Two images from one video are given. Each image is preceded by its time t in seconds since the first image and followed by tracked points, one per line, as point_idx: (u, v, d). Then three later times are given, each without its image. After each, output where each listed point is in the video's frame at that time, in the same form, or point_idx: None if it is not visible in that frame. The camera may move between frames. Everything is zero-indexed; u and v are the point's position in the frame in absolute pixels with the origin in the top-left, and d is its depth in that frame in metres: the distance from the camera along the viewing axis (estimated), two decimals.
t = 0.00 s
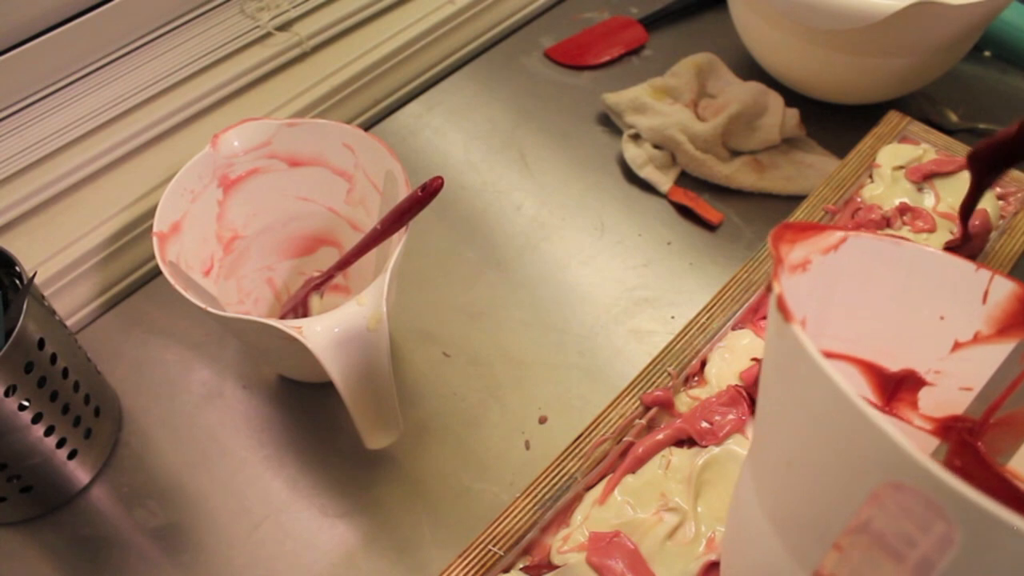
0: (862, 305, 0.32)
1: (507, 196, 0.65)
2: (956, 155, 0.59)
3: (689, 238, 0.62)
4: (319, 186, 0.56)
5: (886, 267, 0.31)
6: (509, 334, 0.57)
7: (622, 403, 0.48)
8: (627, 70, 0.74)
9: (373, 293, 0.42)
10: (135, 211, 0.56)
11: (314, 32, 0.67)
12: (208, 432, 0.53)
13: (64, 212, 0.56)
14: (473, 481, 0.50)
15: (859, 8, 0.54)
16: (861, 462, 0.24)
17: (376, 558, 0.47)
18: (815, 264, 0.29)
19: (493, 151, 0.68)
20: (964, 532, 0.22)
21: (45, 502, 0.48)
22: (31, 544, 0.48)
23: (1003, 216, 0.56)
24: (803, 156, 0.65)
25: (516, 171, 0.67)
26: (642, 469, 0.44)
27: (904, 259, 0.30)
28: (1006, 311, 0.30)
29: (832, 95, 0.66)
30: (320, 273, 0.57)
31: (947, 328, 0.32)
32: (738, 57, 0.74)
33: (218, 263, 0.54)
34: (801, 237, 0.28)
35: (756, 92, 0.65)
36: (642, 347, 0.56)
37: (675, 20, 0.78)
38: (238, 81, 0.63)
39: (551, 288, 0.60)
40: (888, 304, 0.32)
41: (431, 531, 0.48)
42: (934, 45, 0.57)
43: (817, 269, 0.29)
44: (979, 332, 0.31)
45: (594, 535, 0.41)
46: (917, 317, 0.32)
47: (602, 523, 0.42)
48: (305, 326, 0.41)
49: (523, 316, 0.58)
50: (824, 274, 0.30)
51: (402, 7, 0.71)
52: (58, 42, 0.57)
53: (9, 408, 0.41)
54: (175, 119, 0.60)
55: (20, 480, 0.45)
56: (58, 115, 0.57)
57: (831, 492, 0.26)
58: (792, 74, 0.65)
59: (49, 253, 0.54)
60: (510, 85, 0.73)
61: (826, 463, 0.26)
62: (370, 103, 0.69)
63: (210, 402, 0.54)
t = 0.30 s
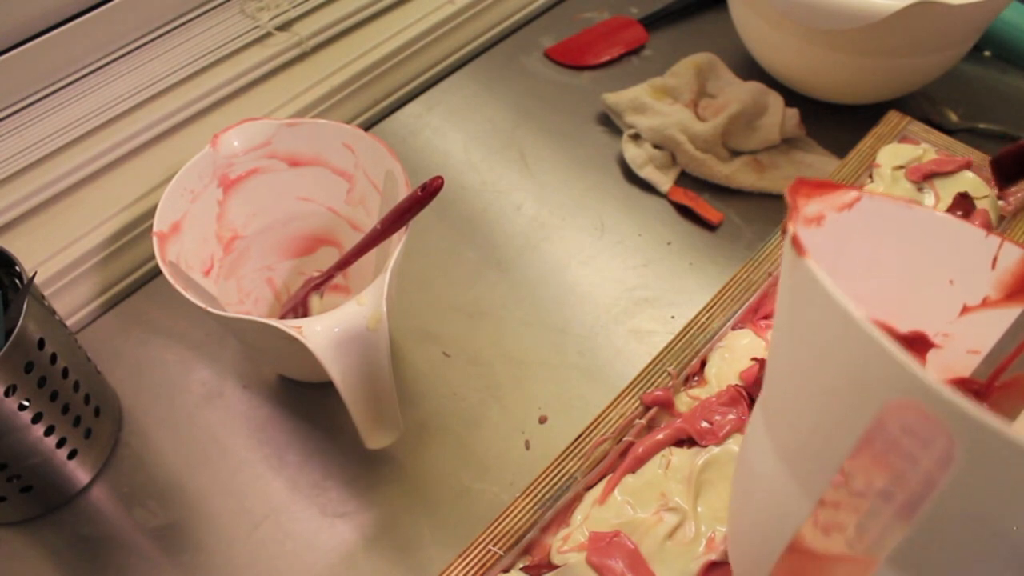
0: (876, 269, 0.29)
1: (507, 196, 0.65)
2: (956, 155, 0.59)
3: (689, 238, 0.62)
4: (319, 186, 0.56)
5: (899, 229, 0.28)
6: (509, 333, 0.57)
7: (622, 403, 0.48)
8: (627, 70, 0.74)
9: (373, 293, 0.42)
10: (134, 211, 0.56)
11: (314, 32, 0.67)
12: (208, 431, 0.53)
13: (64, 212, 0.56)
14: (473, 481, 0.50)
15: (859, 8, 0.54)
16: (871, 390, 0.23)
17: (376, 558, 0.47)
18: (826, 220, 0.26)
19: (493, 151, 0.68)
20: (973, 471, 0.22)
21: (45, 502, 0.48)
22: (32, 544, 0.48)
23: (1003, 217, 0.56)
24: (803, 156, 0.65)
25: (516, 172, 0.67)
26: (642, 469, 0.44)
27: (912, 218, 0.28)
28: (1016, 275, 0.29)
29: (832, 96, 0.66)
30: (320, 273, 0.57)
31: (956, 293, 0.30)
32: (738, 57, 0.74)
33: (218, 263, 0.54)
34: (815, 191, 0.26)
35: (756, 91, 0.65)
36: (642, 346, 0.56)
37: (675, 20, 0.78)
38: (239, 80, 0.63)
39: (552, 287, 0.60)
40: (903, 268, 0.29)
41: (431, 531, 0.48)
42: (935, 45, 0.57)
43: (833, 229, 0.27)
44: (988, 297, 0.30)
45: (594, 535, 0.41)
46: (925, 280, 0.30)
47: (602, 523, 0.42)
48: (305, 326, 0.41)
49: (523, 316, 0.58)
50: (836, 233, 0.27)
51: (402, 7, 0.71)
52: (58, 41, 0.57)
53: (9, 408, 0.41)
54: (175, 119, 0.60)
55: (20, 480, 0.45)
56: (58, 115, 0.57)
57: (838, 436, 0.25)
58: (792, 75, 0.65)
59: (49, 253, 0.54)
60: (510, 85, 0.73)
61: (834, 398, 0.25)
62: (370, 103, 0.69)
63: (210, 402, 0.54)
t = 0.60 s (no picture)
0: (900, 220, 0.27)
1: (508, 196, 0.65)
2: (956, 155, 0.59)
3: (689, 238, 0.62)
4: (319, 186, 0.56)
5: (913, 178, 0.29)
6: (509, 333, 0.57)
7: (622, 403, 0.48)
8: (627, 70, 0.74)
9: (373, 293, 0.42)
10: (134, 211, 0.56)
11: (315, 32, 0.67)
12: (208, 432, 0.53)
13: (64, 212, 0.56)
14: (473, 481, 0.50)
15: (858, 9, 0.54)
16: (886, 273, 0.25)
17: (376, 558, 0.47)
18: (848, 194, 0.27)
19: (493, 151, 0.68)
20: (982, 344, 0.23)
21: (45, 502, 0.48)
22: (32, 544, 0.48)
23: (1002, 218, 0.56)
24: (803, 156, 0.65)
25: (516, 172, 0.67)
26: (642, 469, 0.44)
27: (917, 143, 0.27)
28: None
29: (832, 96, 0.66)
30: (320, 273, 0.57)
31: (969, 244, 0.29)
32: (738, 57, 0.74)
33: (218, 263, 0.54)
34: (839, 129, 0.27)
35: (756, 91, 0.65)
36: (642, 346, 0.56)
37: (675, 20, 0.78)
38: (238, 80, 0.63)
39: (552, 288, 0.60)
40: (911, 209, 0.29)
41: (431, 531, 0.48)
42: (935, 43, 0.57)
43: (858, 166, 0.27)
44: (999, 250, 0.29)
45: (594, 535, 0.41)
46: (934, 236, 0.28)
47: (602, 523, 0.42)
48: (305, 326, 0.41)
49: (523, 316, 0.58)
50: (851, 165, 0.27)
51: (403, 7, 0.71)
52: (58, 41, 0.57)
53: (9, 408, 0.41)
54: (175, 119, 0.60)
55: (20, 480, 0.45)
56: (57, 115, 0.57)
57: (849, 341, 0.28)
58: (792, 75, 0.65)
59: (49, 253, 0.54)
60: (510, 85, 0.73)
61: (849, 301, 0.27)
62: (370, 103, 0.69)
63: (210, 402, 0.54)
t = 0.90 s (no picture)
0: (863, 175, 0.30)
1: (508, 196, 0.65)
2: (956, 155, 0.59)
3: (689, 238, 0.62)
4: (318, 186, 0.56)
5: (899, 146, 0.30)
6: (509, 333, 0.57)
7: (622, 403, 0.48)
8: (627, 70, 0.74)
9: (373, 293, 0.42)
10: (134, 211, 0.56)
11: (315, 31, 0.67)
12: (208, 432, 0.53)
13: (64, 213, 0.56)
14: (473, 481, 0.50)
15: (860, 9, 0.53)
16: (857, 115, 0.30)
17: (376, 557, 0.47)
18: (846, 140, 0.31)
19: (493, 151, 0.68)
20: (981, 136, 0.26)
21: (45, 501, 0.48)
22: (32, 544, 0.48)
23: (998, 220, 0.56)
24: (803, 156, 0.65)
25: (516, 172, 0.67)
26: (642, 469, 0.44)
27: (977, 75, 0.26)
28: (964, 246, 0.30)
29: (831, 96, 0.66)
30: (320, 272, 0.57)
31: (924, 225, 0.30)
32: (738, 57, 0.74)
33: (218, 262, 0.54)
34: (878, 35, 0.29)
35: (756, 91, 0.65)
36: (642, 346, 0.56)
37: (675, 20, 0.77)
38: (238, 80, 0.63)
39: (552, 287, 0.60)
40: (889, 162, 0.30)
41: (431, 530, 0.48)
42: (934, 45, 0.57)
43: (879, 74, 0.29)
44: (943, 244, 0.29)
45: (594, 535, 0.41)
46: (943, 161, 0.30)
47: (601, 523, 0.42)
48: (305, 326, 0.41)
49: (523, 316, 0.58)
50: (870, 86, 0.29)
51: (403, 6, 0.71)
52: (58, 41, 0.57)
53: (9, 408, 0.41)
54: (175, 119, 0.60)
55: (20, 480, 0.45)
56: (57, 115, 0.57)
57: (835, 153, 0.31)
58: (792, 74, 0.65)
59: (49, 253, 0.54)
60: (510, 85, 0.73)
61: (850, 107, 0.30)
62: (370, 103, 0.69)
63: (211, 402, 0.54)
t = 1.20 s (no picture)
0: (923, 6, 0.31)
1: (508, 196, 0.65)
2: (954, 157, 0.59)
3: (689, 238, 0.62)
4: (318, 186, 0.56)
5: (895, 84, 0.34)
6: (509, 333, 0.57)
7: (622, 403, 0.48)
8: (626, 70, 0.74)
9: (373, 293, 0.42)
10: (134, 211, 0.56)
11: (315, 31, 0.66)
12: (208, 432, 0.53)
13: (63, 213, 0.56)
14: (472, 481, 0.50)
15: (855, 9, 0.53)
16: None
17: (376, 558, 0.47)
18: None
19: (493, 151, 0.68)
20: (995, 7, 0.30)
21: (45, 501, 0.48)
22: (32, 544, 0.48)
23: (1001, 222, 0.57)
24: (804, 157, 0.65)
25: (516, 172, 0.67)
26: (641, 469, 0.44)
27: None
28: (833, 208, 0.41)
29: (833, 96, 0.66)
30: (320, 272, 0.57)
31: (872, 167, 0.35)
32: (738, 57, 0.74)
33: (217, 262, 0.54)
34: None
35: (756, 91, 0.65)
36: (643, 346, 0.56)
37: (675, 20, 0.77)
38: (239, 79, 0.63)
39: (552, 288, 0.60)
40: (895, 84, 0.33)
41: (431, 530, 0.48)
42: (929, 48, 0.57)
43: None
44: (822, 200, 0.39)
45: (594, 535, 0.41)
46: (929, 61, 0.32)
47: (601, 523, 0.42)
48: (305, 326, 0.41)
49: (523, 316, 0.58)
50: None
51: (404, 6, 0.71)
52: (58, 42, 0.56)
53: (9, 408, 0.41)
54: (175, 119, 0.60)
55: (20, 480, 0.45)
56: (57, 116, 0.57)
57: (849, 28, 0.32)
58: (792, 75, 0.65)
59: (49, 253, 0.54)
60: (510, 85, 0.73)
61: None
62: (370, 103, 0.69)
63: (211, 402, 0.54)
